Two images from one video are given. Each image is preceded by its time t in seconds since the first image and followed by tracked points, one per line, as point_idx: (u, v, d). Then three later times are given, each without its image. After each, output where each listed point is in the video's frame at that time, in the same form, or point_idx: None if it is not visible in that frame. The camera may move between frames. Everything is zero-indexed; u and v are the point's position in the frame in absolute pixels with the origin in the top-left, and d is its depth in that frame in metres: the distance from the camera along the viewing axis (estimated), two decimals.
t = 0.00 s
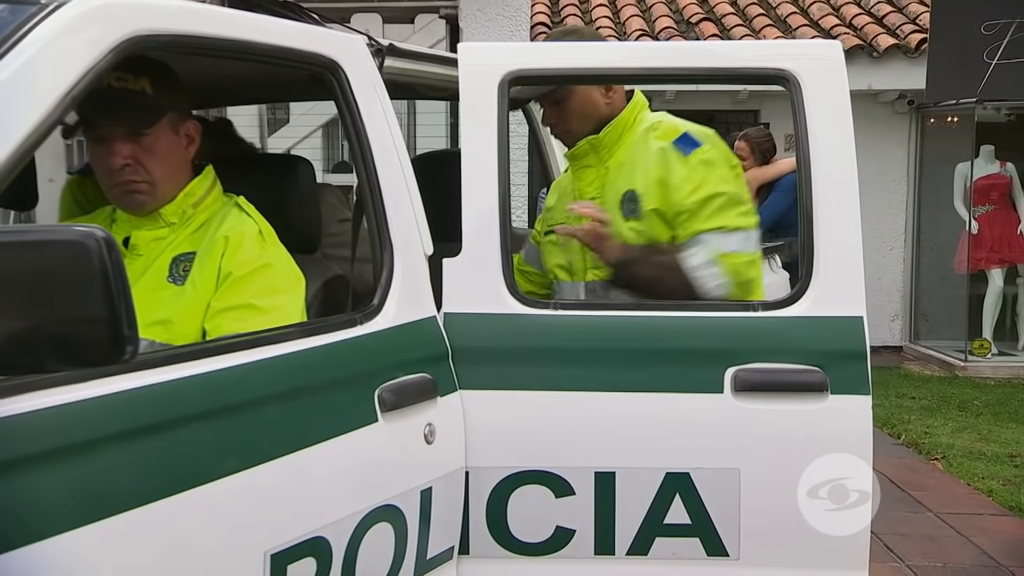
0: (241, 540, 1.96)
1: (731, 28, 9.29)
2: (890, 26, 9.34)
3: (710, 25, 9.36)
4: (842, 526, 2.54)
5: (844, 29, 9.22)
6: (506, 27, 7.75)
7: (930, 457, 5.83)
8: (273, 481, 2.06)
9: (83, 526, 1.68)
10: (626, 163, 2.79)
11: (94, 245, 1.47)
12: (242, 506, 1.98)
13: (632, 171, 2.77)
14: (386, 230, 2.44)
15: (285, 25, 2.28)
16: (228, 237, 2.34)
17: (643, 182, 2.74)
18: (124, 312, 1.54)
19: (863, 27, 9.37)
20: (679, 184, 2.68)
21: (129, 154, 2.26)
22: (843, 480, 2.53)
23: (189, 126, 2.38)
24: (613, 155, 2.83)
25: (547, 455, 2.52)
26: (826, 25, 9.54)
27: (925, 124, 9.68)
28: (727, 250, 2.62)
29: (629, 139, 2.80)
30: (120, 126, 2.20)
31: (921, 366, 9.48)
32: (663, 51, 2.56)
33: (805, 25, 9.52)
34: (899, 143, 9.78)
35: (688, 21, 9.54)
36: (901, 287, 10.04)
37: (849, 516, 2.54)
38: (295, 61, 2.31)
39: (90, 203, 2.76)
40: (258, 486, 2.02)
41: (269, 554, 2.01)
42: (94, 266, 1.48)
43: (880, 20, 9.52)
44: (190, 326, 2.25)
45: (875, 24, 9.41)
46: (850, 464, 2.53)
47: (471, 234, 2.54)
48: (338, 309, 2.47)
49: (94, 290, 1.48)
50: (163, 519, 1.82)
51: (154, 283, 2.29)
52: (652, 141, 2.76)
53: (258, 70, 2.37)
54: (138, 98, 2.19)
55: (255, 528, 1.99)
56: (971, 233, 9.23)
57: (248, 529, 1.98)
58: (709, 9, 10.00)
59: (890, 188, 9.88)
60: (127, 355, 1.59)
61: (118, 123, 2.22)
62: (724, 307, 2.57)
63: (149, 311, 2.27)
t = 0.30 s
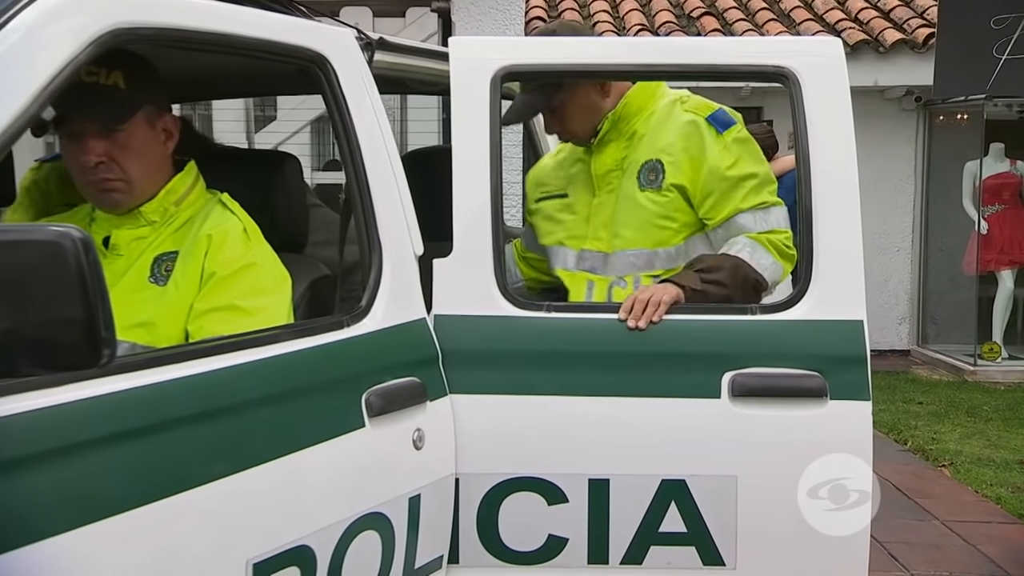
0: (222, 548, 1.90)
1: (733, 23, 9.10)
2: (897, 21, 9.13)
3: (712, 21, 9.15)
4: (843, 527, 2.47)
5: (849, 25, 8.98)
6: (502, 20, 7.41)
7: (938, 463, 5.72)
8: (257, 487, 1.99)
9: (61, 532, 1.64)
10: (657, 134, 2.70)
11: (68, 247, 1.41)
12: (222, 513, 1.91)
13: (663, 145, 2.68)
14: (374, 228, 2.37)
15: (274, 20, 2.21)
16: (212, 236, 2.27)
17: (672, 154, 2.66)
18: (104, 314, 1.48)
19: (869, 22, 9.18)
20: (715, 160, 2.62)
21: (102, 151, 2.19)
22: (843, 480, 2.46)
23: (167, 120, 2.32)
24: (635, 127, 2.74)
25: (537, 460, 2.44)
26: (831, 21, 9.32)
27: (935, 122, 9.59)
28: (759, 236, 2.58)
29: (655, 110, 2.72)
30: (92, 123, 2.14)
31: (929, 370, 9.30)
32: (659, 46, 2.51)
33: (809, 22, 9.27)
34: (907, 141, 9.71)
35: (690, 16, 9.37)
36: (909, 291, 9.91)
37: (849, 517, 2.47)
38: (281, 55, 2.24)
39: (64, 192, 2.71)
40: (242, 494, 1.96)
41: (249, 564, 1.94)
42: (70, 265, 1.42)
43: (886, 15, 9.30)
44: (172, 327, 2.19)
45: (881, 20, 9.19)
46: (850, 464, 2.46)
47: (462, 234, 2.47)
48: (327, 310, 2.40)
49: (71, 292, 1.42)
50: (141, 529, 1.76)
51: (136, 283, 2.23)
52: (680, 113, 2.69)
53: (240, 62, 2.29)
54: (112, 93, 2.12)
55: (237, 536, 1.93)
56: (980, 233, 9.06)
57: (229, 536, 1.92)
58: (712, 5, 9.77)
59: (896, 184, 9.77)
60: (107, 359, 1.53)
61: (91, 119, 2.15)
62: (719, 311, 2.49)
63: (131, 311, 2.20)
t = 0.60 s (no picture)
0: (194, 553, 1.83)
1: (734, 20, 8.84)
2: (903, 19, 8.87)
3: (712, 18, 8.87)
4: (842, 528, 2.38)
5: (854, 23, 8.68)
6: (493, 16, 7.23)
7: (945, 474, 5.58)
8: (232, 490, 1.94)
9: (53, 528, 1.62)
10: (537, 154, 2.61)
11: (29, 240, 1.42)
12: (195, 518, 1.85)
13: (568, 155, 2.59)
14: (353, 226, 2.30)
15: (255, 13, 2.15)
16: (186, 236, 2.20)
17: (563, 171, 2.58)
18: (65, 311, 1.49)
19: (875, 19, 8.90)
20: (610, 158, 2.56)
21: (80, 149, 2.13)
22: (842, 480, 2.37)
23: (146, 119, 2.26)
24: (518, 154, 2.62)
25: (520, 465, 2.37)
26: (836, 18, 9.02)
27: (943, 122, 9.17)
28: (692, 200, 2.59)
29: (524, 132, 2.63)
30: (71, 121, 2.08)
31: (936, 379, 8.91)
32: (657, 40, 2.45)
33: (813, 19, 8.91)
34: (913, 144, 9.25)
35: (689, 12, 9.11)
36: (915, 297, 9.44)
37: (849, 517, 2.38)
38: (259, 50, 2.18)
39: (23, 198, 2.64)
40: (216, 497, 1.90)
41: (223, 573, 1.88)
42: (31, 261, 1.42)
43: (892, 12, 9.05)
44: (144, 329, 2.12)
45: (887, 16, 8.93)
46: (849, 463, 2.37)
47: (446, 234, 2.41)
48: (304, 311, 2.32)
49: (32, 290, 1.43)
50: (111, 534, 1.70)
51: (107, 285, 2.16)
52: (550, 130, 2.64)
53: (219, 57, 2.24)
54: (92, 89, 2.08)
55: (211, 541, 1.87)
56: (990, 237, 8.69)
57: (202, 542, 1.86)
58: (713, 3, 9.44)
59: (902, 185, 9.29)
60: (70, 356, 1.54)
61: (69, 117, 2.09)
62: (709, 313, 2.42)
63: (103, 313, 2.14)
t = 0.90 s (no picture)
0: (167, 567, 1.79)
1: (729, 18, 8.68)
2: (902, 17, 8.72)
3: (707, 16, 8.74)
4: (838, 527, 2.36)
5: (852, 21, 8.52)
6: (479, 15, 7.32)
7: (945, 486, 5.46)
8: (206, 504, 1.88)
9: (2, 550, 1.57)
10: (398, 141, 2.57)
11: None
12: (167, 531, 1.80)
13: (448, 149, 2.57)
14: (329, 232, 2.21)
15: (225, 13, 2.06)
16: (155, 242, 2.13)
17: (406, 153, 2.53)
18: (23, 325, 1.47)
19: (873, 17, 8.74)
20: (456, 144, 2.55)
21: (32, 148, 2.03)
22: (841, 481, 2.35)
23: (106, 117, 2.16)
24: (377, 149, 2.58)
25: (501, 475, 2.30)
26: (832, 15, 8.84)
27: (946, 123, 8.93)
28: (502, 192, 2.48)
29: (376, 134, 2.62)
30: (22, 117, 1.98)
31: (937, 388, 8.67)
32: (638, 44, 2.42)
33: (809, 17, 8.75)
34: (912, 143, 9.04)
35: (684, 11, 8.95)
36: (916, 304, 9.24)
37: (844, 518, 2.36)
38: (229, 51, 2.10)
39: None
40: (190, 511, 1.85)
41: None
42: None
43: (890, 10, 8.90)
44: (112, 339, 2.03)
45: (885, 15, 8.78)
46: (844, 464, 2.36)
47: (422, 241, 2.33)
48: (279, 321, 2.23)
49: None
50: (69, 556, 1.64)
51: (73, 293, 2.07)
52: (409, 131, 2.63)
53: (189, 58, 2.15)
54: (45, 85, 1.98)
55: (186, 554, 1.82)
56: (992, 242, 8.41)
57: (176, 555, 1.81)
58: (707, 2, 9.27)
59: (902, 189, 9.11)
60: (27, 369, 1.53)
61: (18, 113, 1.99)
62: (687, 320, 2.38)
63: (68, 323, 2.04)
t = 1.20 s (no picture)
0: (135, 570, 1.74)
1: (724, 11, 8.47)
2: (902, 11, 8.52)
3: (701, 9, 8.51)
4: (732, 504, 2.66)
5: (849, 14, 8.32)
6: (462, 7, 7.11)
7: (945, 494, 5.28)
8: (176, 506, 1.83)
9: None
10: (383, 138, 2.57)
11: None
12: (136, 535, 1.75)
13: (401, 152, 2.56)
14: (299, 231, 2.14)
15: (191, 5, 2.00)
16: (117, 241, 2.06)
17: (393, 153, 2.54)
18: None
19: (872, 11, 8.55)
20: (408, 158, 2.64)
21: None
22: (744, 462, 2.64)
23: (66, 112, 2.12)
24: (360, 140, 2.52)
25: (468, 471, 2.30)
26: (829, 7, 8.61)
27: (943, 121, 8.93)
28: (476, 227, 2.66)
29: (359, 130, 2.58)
30: None
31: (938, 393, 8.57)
32: (562, 48, 2.61)
33: (807, 10, 8.52)
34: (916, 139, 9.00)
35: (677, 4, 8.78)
36: (918, 307, 9.13)
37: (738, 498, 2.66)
38: (194, 43, 2.03)
39: None
40: (160, 517, 1.80)
41: None
42: None
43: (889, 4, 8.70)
44: (70, 340, 1.98)
45: (884, 8, 8.59)
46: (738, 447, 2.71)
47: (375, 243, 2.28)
48: (247, 323, 2.16)
49: None
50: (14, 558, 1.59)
51: (33, 293, 2.05)
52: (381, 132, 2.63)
53: (151, 51, 2.10)
54: None
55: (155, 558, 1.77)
56: (995, 242, 8.48)
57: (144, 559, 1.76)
58: None
59: (903, 189, 9.02)
60: None
61: None
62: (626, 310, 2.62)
63: (27, 325, 2.02)
